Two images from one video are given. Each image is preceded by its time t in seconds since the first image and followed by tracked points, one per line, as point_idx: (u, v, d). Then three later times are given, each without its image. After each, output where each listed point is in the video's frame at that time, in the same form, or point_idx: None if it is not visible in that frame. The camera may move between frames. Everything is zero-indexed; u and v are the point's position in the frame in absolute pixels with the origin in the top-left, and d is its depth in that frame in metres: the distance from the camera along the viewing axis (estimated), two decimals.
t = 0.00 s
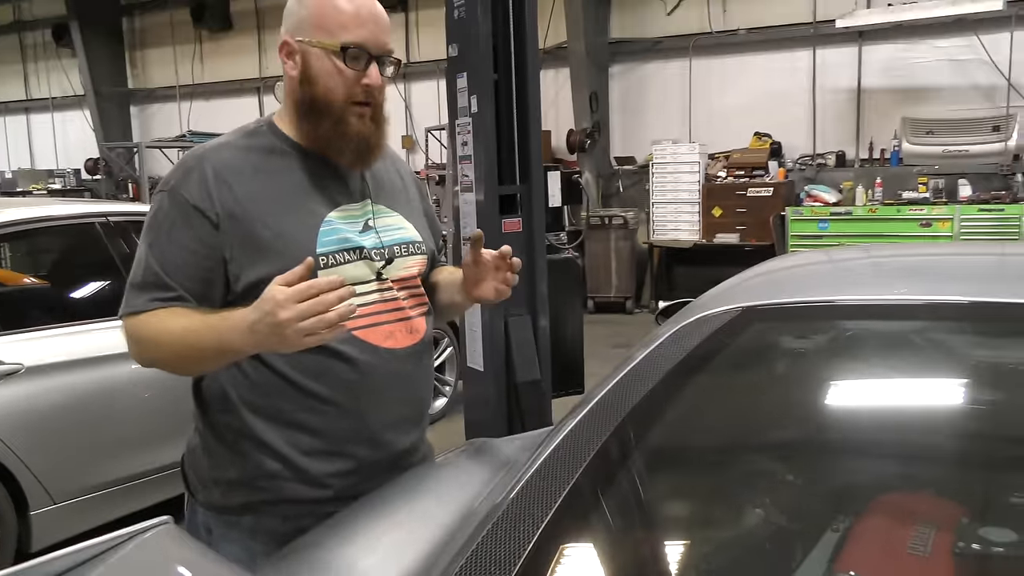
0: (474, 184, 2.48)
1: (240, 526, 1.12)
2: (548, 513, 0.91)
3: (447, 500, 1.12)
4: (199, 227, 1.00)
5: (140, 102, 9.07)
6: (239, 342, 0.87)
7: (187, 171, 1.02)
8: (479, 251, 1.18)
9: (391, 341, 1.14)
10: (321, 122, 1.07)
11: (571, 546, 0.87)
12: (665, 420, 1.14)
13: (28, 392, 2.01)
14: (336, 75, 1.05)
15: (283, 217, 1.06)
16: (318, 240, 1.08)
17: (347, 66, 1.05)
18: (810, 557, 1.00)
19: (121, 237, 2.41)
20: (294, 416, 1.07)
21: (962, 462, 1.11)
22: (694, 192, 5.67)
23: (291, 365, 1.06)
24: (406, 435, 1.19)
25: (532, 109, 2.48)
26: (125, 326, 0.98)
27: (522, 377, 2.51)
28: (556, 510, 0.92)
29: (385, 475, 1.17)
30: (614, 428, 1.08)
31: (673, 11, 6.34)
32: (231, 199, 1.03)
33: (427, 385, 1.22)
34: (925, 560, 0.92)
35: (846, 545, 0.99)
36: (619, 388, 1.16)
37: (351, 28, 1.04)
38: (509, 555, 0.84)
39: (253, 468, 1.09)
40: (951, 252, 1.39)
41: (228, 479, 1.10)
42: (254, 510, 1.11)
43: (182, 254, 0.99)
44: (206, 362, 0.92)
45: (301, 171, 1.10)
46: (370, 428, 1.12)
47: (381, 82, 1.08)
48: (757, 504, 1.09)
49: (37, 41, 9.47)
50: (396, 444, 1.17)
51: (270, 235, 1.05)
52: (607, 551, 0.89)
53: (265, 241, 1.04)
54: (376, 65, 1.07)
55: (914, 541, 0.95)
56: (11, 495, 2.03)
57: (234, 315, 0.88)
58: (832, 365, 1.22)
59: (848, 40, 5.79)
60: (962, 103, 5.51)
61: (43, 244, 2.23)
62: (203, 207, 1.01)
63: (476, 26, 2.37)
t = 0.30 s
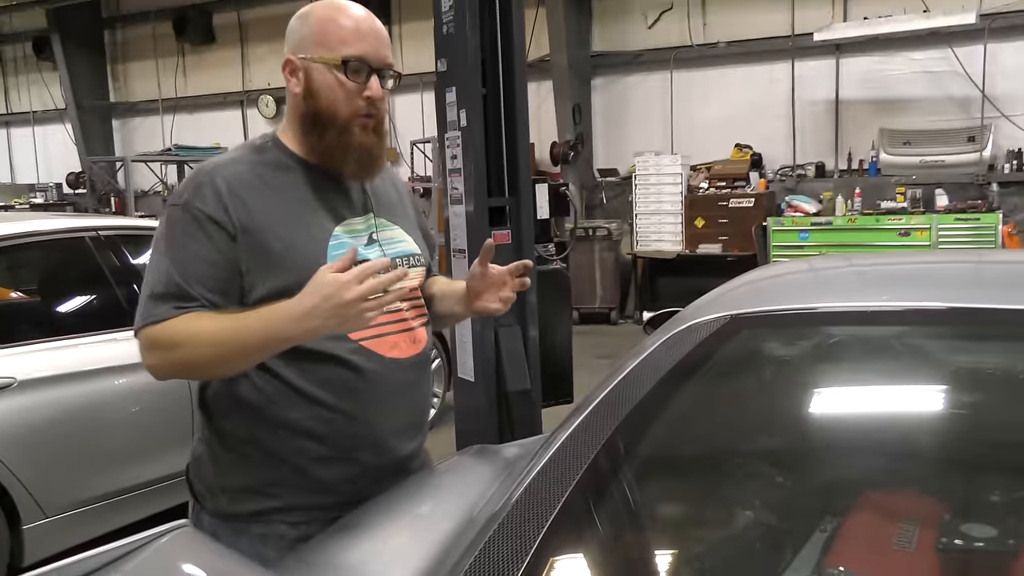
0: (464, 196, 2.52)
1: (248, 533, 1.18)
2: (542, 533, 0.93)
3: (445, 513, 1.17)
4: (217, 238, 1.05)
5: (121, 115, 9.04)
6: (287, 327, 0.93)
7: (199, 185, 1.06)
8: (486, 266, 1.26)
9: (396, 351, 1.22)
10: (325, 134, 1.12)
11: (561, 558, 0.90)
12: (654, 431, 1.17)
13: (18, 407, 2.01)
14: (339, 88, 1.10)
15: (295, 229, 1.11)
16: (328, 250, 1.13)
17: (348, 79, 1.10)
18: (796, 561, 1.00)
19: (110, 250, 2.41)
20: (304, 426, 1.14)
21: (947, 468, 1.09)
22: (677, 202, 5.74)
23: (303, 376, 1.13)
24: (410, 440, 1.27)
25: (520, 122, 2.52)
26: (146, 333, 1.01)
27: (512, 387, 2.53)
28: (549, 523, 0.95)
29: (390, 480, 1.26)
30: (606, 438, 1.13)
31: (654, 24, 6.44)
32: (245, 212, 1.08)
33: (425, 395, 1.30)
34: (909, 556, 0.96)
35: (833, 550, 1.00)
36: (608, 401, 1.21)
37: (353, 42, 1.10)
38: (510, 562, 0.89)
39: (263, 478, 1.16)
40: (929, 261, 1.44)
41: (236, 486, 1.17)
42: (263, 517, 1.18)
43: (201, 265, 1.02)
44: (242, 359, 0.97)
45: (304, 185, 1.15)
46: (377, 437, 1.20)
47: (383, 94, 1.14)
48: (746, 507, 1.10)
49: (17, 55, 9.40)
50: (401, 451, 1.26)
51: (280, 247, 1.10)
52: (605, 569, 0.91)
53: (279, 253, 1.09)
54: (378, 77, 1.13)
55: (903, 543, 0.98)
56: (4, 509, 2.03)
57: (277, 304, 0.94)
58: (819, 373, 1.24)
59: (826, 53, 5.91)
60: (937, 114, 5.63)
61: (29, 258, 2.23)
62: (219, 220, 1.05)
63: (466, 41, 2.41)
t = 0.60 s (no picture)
0: (457, 212, 2.54)
1: (248, 541, 1.20)
2: (543, 540, 0.96)
3: (444, 525, 1.19)
4: (236, 247, 1.07)
5: (111, 132, 9.04)
6: (344, 306, 0.98)
7: (207, 200, 1.08)
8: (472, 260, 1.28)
9: (390, 365, 1.22)
10: (311, 151, 1.14)
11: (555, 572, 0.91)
12: (647, 445, 1.20)
13: (12, 424, 2.00)
14: (320, 106, 1.12)
15: (296, 242, 1.15)
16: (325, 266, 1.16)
17: (330, 96, 1.12)
18: (793, 563, 1.03)
19: (105, 266, 2.41)
20: (302, 441, 1.15)
21: (934, 477, 1.09)
22: (665, 218, 5.79)
23: (299, 391, 1.14)
24: (407, 453, 1.30)
25: (514, 140, 2.57)
26: (182, 343, 1.00)
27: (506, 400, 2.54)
28: (541, 540, 0.97)
29: (385, 492, 1.27)
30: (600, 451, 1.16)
31: (642, 42, 6.54)
32: (252, 225, 1.11)
33: (422, 408, 1.32)
34: (897, 561, 0.97)
35: (825, 557, 1.02)
36: (600, 417, 1.25)
37: (335, 61, 1.12)
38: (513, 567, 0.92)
39: (261, 490, 1.17)
40: (915, 275, 1.47)
41: (236, 497, 1.18)
42: (260, 527, 1.19)
43: (225, 272, 1.05)
44: (294, 351, 0.98)
45: (298, 205, 1.17)
46: (374, 451, 1.22)
47: (367, 110, 1.15)
48: (739, 516, 1.12)
49: (7, 72, 9.40)
50: (398, 463, 1.28)
51: (282, 263, 1.13)
52: (603, 574, 0.92)
53: (286, 264, 1.13)
54: (360, 93, 1.13)
55: (893, 551, 0.99)
56: None
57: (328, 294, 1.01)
58: (807, 385, 1.26)
59: (812, 70, 6.00)
60: (922, 130, 5.72)
61: (18, 277, 2.20)
62: (231, 229, 1.08)
63: (459, 59, 2.44)
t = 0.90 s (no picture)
0: (462, 224, 2.56)
1: (255, 552, 1.21)
2: (548, 550, 0.97)
3: (446, 537, 1.20)
4: (230, 265, 1.10)
5: (116, 144, 9.10)
6: (312, 364, 0.96)
7: (208, 218, 1.11)
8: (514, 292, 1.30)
9: (393, 380, 1.23)
10: (293, 163, 1.17)
11: None
12: (652, 457, 1.21)
13: (20, 434, 2.01)
14: (297, 118, 1.15)
15: (297, 257, 1.16)
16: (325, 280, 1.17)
17: (306, 108, 1.15)
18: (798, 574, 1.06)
19: (112, 277, 2.43)
20: (309, 453, 1.17)
21: (939, 492, 1.10)
22: (669, 230, 5.81)
23: (307, 402, 1.15)
24: (412, 466, 1.31)
25: (518, 152, 2.59)
26: (170, 361, 1.03)
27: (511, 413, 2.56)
28: (548, 548, 0.98)
29: (391, 504, 1.29)
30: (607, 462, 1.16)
31: (645, 55, 6.58)
32: (251, 241, 1.13)
33: (428, 420, 1.34)
34: (900, 570, 0.98)
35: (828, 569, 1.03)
36: (603, 428, 1.25)
37: (313, 73, 1.15)
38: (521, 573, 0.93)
39: (268, 502, 1.19)
40: (917, 287, 1.49)
41: (243, 509, 1.20)
42: (268, 539, 1.20)
43: (216, 290, 1.07)
44: (264, 395, 0.98)
45: (299, 220, 1.20)
46: (380, 463, 1.24)
47: (344, 120, 1.16)
48: (744, 527, 1.14)
49: (14, 85, 9.47)
50: (404, 475, 1.30)
51: (283, 279, 1.15)
52: None
53: (285, 280, 1.15)
54: (337, 104, 1.16)
55: (897, 560, 1.01)
56: (7, 536, 2.03)
57: (312, 342, 0.97)
58: (809, 396, 1.28)
59: (814, 82, 6.04)
60: (924, 142, 5.75)
61: (22, 289, 2.21)
62: (228, 248, 1.10)
63: (464, 73, 2.47)
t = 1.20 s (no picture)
0: (484, 234, 2.59)
1: (286, 561, 1.22)
2: (565, 560, 0.98)
3: (466, 546, 1.21)
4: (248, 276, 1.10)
5: (145, 154, 9.28)
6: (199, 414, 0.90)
7: (244, 225, 1.13)
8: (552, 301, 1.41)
9: (427, 388, 1.28)
10: (366, 182, 1.20)
11: None
12: (670, 467, 1.22)
13: (49, 440, 2.06)
14: (383, 140, 1.17)
15: (339, 273, 1.19)
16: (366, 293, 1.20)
17: (392, 129, 1.17)
18: None
19: (139, 286, 2.48)
20: (339, 461, 1.20)
21: (963, 504, 1.08)
22: (692, 239, 5.79)
23: (339, 411, 1.19)
24: (438, 473, 1.34)
25: (540, 161, 2.61)
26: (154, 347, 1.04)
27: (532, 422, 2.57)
28: (567, 556, 1.00)
29: (418, 511, 1.31)
30: (625, 471, 1.18)
31: (668, 64, 6.58)
32: (287, 255, 1.15)
33: (453, 429, 1.36)
34: None
35: None
36: (623, 439, 1.27)
37: (396, 96, 1.17)
38: None
39: (301, 510, 1.21)
40: (944, 299, 1.48)
41: (276, 518, 1.22)
42: (302, 549, 1.22)
43: (220, 295, 1.06)
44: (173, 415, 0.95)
45: (344, 230, 1.22)
46: (409, 470, 1.26)
47: (421, 145, 1.21)
48: (763, 539, 1.12)
49: (47, 97, 9.70)
50: (431, 482, 1.32)
51: (323, 288, 1.17)
52: None
53: (322, 297, 1.16)
54: (417, 129, 1.19)
55: None
56: (34, 540, 2.08)
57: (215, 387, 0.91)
58: (832, 408, 1.28)
59: (839, 91, 6.00)
60: (952, 151, 5.68)
61: (52, 297, 2.26)
62: (254, 255, 1.11)
63: (486, 83, 2.50)
